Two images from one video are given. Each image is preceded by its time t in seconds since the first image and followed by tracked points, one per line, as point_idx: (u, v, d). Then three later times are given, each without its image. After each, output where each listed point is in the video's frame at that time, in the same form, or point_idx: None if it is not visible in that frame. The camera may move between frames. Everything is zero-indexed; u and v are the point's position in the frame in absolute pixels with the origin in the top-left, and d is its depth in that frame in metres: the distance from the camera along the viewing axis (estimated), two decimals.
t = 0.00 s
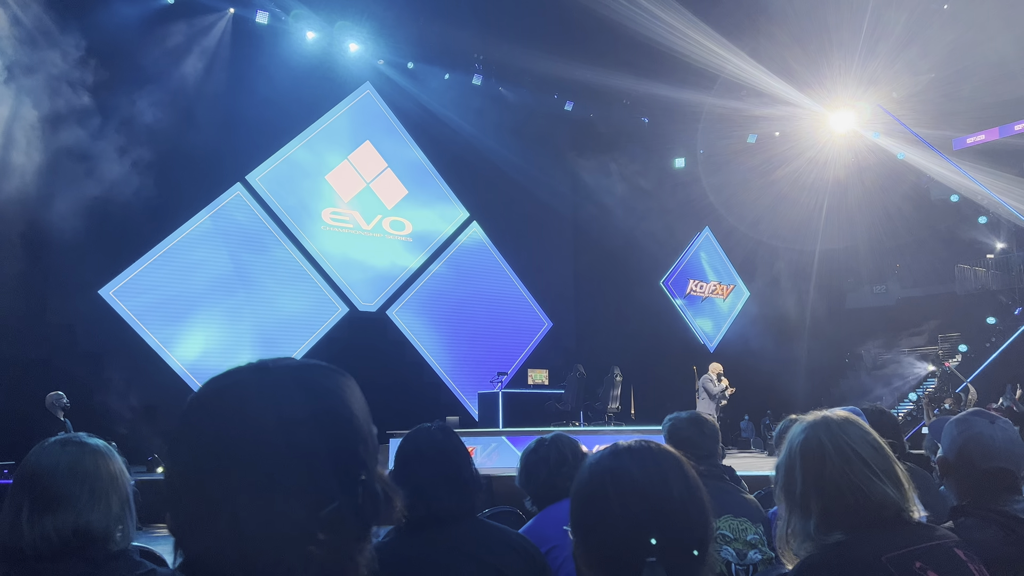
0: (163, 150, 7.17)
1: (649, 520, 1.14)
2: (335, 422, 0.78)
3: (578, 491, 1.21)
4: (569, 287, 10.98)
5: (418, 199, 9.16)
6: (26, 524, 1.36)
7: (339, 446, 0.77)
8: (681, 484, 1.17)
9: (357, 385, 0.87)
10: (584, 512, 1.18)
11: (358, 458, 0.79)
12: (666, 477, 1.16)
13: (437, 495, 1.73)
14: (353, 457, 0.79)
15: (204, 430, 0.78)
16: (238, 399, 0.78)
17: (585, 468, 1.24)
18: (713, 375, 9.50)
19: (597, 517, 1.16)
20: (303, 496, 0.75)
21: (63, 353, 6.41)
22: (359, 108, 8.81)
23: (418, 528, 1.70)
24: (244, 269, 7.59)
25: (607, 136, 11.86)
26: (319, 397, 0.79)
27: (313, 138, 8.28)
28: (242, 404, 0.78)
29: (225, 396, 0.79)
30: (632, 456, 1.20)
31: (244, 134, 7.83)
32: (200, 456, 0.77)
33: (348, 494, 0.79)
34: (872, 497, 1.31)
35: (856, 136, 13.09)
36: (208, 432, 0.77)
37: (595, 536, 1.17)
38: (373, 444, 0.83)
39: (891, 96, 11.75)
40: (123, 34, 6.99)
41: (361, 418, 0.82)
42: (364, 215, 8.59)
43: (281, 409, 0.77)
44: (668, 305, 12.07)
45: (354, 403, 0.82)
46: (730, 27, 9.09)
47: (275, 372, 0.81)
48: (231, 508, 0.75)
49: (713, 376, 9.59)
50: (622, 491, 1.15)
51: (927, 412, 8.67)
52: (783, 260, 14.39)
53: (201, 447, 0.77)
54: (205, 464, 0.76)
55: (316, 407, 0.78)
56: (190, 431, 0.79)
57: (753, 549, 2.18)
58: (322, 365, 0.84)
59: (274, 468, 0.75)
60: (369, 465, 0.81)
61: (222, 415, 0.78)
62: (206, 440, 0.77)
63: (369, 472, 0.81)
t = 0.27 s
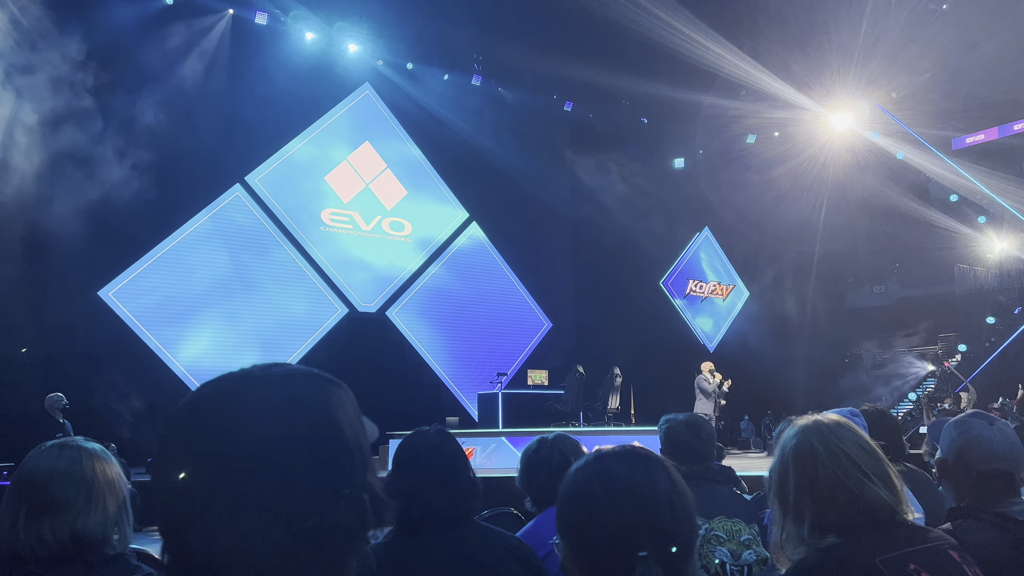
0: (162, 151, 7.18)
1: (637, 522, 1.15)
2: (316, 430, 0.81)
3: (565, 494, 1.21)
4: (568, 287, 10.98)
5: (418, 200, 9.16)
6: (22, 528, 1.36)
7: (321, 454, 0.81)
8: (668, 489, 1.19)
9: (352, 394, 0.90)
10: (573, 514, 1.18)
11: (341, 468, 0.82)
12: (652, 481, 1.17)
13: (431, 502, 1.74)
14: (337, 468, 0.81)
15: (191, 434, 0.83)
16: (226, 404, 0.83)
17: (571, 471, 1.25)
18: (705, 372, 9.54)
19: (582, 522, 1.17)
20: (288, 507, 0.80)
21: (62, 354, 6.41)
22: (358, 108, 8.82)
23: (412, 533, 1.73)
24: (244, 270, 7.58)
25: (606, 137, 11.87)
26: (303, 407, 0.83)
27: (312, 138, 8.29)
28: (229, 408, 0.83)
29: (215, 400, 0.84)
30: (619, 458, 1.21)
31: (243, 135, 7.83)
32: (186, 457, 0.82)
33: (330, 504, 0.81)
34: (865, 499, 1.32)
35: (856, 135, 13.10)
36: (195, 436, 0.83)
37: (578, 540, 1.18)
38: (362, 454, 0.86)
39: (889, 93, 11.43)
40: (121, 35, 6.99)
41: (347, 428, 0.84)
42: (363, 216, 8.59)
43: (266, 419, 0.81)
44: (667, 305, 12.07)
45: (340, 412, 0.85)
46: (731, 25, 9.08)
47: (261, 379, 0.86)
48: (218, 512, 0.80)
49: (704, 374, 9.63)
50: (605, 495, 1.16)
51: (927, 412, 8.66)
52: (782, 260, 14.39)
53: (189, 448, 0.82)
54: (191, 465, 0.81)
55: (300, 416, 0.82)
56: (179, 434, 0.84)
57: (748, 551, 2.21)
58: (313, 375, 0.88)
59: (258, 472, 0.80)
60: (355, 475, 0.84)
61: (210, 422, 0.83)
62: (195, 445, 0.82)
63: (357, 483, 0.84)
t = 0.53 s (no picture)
0: (158, 150, 7.15)
1: (619, 521, 1.19)
2: (304, 439, 0.81)
3: (546, 501, 1.23)
4: (566, 286, 10.98)
5: (415, 199, 9.16)
6: (16, 529, 1.36)
7: (310, 462, 0.81)
8: (645, 489, 1.24)
9: (343, 397, 0.90)
10: (557, 517, 1.20)
11: (329, 475, 0.82)
12: (631, 484, 1.22)
13: (423, 505, 1.75)
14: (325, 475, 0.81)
15: (177, 439, 0.83)
16: (214, 409, 0.83)
17: (552, 476, 1.27)
18: (699, 373, 9.53)
19: (565, 527, 1.19)
20: (269, 514, 0.80)
21: (58, 353, 6.39)
22: (355, 108, 8.80)
23: (406, 534, 1.73)
24: (241, 270, 7.58)
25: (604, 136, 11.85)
26: (286, 410, 0.83)
27: (309, 138, 8.28)
28: (217, 414, 0.83)
29: (203, 404, 0.84)
30: (596, 462, 1.25)
31: (239, 134, 7.81)
32: (174, 464, 0.82)
33: (315, 513, 0.81)
34: (857, 499, 1.33)
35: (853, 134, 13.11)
36: (182, 442, 0.82)
37: (557, 545, 1.21)
38: (351, 461, 0.86)
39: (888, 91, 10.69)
40: (117, 33, 6.95)
41: (335, 433, 0.84)
42: (361, 215, 8.58)
43: (249, 421, 0.82)
44: (665, 304, 12.09)
45: (330, 420, 0.85)
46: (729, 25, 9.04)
47: (249, 382, 0.86)
48: (206, 518, 0.80)
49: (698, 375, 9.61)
50: (583, 500, 1.19)
51: (924, 412, 8.68)
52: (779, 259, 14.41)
53: (177, 453, 0.82)
54: (180, 472, 0.82)
55: (287, 423, 0.82)
56: (166, 438, 0.83)
57: (737, 547, 2.27)
58: (304, 377, 0.89)
59: (247, 479, 0.80)
60: (342, 482, 0.83)
61: (197, 428, 0.82)
62: (183, 452, 0.82)
63: (342, 489, 0.83)
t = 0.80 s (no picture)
0: (155, 150, 7.13)
1: (600, 521, 1.21)
2: (299, 438, 0.81)
3: (532, 500, 1.26)
4: (564, 286, 10.98)
5: (413, 199, 9.16)
6: (13, 528, 1.36)
7: (305, 460, 0.81)
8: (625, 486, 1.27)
9: (341, 396, 0.90)
10: (546, 517, 1.22)
11: (325, 474, 0.82)
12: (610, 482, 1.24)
13: (419, 505, 1.75)
14: (321, 474, 0.81)
15: (170, 440, 0.82)
16: (209, 409, 0.83)
17: (539, 478, 1.29)
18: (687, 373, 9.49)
19: (553, 528, 1.21)
20: (265, 513, 0.80)
21: (55, 354, 6.37)
22: (352, 107, 8.80)
23: (402, 533, 1.73)
24: (239, 269, 7.57)
25: (602, 136, 11.85)
26: (284, 410, 0.83)
27: (307, 137, 8.27)
28: (212, 413, 0.82)
29: (198, 403, 0.84)
30: (577, 466, 1.28)
31: (237, 134, 7.79)
32: (171, 462, 0.81)
33: (310, 511, 0.81)
34: (853, 496, 1.33)
35: (849, 134, 13.14)
36: (175, 442, 0.82)
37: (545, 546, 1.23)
38: (350, 461, 0.85)
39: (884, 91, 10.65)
40: (114, 33, 6.93)
41: (332, 431, 0.84)
42: (358, 215, 8.57)
43: (245, 419, 0.81)
44: (662, 304, 12.11)
45: (328, 421, 0.84)
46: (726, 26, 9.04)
47: (245, 379, 0.86)
48: (201, 515, 0.80)
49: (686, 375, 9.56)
50: (566, 500, 1.22)
51: (921, 412, 8.69)
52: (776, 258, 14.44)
53: (171, 454, 0.82)
54: (176, 471, 0.81)
55: (282, 422, 0.82)
56: (160, 438, 0.83)
57: (732, 545, 2.27)
58: (302, 373, 0.89)
59: (244, 479, 0.80)
60: (339, 480, 0.83)
61: (192, 427, 0.82)
62: (178, 452, 0.81)
63: (339, 487, 0.83)
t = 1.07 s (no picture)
0: (156, 147, 7.12)
1: (592, 521, 1.21)
2: (300, 435, 0.80)
3: (533, 494, 1.27)
4: (565, 285, 10.97)
5: (414, 197, 9.15)
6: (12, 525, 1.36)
7: (305, 457, 0.80)
8: (619, 485, 1.26)
9: (344, 392, 0.89)
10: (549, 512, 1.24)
11: (326, 472, 0.81)
12: (602, 482, 1.24)
13: (419, 503, 1.74)
14: (322, 471, 0.81)
15: (174, 434, 0.82)
16: (210, 404, 0.82)
17: (541, 471, 1.31)
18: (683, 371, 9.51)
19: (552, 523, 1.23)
20: (265, 511, 0.79)
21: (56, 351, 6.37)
22: (354, 105, 8.79)
23: (402, 531, 1.73)
24: (241, 267, 7.57)
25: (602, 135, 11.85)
26: (286, 407, 0.82)
27: (308, 135, 8.26)
28: (214, 406, 0.82)
29: (200, 398, 0.83)
30: (572, 464, 1.28)
31: (238, 132, 7.79)
32: (174, 456, 0.81)
33: (311, 510, 0.80)
34: (857, 494, 1.33)
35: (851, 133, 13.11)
36: (179, 436, 0.82)
37: (543, 540, 1.24)
38: (351, 458, 0.84)
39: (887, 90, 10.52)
40: (116, 31, 6.93)
41: (333, 427, 0.83)
42: (359, 214, 8.57)
43: (247, 416, 0.81)
44: (663, 302, 12.11)
45: (331, 417, 0.84)
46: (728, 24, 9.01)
47: (248, 374, 0.85)
48: (200, 512, 0.79)
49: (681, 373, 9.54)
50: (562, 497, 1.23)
51: (923, 410, 8.68)
52: (777, 257, 14.42)
53: (174, 448, 0.81)
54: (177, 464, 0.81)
55: (284, 417, 0.81)
56: (163, 433, 0.83)
57: (733, 543, 2.24)
58: (306, 370, 0.88)
59: (246, 475, 0.79)
60: (340, 478, 0.83)
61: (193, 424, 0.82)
62: (180, 446, 0.81)
63: (340, 484, 0.82)
